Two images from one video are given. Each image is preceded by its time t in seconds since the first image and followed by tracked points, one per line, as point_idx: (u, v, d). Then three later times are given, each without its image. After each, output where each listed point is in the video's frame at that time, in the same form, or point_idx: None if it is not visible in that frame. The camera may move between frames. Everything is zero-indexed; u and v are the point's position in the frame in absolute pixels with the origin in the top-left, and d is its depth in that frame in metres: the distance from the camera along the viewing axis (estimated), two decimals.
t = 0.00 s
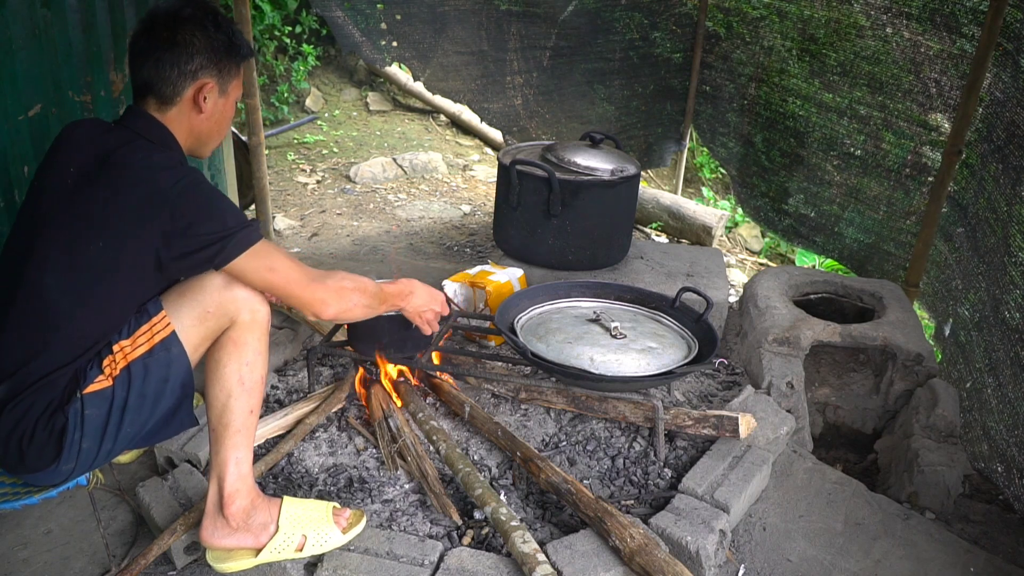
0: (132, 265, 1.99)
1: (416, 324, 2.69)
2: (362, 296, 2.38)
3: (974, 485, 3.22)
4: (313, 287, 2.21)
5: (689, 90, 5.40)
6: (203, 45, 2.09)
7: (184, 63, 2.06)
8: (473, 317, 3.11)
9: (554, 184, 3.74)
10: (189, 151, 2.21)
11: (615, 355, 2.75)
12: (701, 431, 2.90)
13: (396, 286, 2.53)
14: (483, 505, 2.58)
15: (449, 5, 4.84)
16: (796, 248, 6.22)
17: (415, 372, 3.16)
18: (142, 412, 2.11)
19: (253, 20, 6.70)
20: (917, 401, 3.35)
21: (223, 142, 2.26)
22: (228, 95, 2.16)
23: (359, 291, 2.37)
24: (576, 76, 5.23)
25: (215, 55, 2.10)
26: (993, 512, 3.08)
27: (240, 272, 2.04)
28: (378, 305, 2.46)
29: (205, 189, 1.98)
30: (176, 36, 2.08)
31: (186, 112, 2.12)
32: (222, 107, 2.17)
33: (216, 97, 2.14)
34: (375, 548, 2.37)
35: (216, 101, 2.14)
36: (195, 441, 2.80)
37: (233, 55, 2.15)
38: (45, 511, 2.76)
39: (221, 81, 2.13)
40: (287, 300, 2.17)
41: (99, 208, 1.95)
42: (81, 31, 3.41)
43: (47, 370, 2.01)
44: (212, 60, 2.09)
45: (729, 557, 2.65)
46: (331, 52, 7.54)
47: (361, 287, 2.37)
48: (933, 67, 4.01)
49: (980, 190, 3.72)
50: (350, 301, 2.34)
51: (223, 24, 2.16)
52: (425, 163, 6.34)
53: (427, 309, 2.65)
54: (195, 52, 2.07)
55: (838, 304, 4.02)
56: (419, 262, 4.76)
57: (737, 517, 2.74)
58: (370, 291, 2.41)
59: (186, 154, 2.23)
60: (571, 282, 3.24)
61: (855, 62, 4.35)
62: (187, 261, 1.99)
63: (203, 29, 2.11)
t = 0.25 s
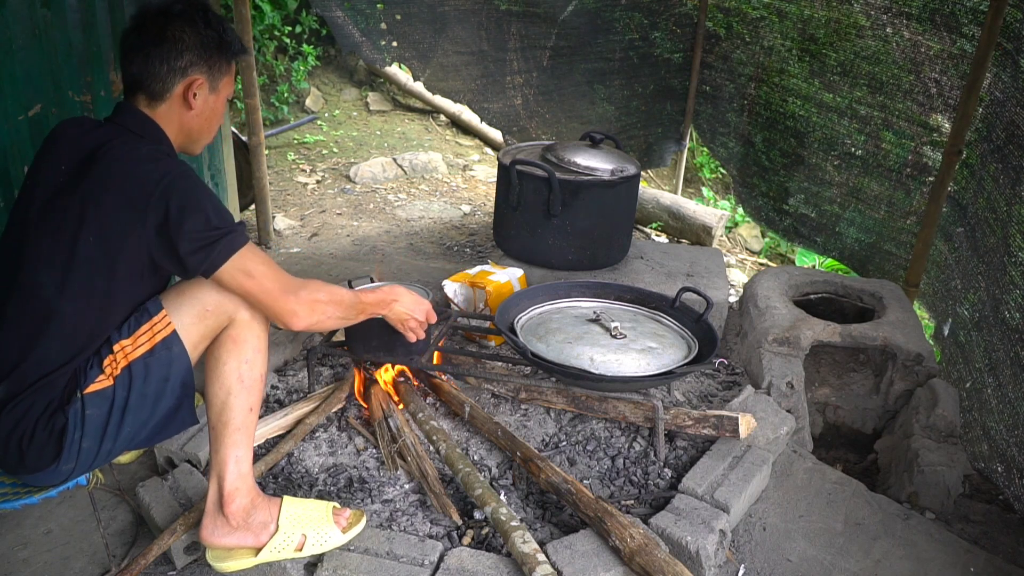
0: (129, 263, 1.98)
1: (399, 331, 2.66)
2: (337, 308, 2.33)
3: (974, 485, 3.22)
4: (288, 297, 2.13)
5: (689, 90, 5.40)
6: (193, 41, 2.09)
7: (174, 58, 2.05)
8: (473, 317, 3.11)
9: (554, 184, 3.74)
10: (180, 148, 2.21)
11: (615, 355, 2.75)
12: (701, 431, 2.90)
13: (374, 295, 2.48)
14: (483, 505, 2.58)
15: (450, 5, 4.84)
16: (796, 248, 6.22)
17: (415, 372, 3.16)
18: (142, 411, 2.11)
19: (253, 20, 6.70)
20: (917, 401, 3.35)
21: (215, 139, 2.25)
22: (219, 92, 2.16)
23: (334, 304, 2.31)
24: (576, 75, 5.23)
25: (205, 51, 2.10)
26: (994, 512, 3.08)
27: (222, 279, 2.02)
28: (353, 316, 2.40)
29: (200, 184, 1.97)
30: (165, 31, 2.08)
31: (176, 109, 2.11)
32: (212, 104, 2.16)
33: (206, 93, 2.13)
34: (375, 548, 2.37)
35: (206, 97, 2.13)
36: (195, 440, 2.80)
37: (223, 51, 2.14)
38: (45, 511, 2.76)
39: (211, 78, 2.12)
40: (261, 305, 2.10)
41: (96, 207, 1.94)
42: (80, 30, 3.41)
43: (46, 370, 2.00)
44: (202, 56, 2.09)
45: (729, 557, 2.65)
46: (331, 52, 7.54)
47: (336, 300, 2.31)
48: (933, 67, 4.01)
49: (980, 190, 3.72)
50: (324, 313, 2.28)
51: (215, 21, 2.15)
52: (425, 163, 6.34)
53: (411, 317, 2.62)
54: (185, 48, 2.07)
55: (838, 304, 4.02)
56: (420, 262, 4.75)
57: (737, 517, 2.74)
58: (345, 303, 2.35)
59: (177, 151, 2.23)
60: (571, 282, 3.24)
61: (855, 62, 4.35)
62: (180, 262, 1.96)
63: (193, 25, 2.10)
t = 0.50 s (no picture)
0: (128, 263, 1.98)
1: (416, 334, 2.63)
2: (343, 308, 2.32)
3: (974, 485, 3.22)
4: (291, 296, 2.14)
5: (689, 90, 5.40)
6: (190, 40, 2.08)
7: (170, 57, 2.05)
8: (473, 317, 3.11)
9: (554, 184, 3.74)
10: (178, 147, 2.21)
11: (615, 355, 2.75)
12: (700, 431, 2.90)
13: (388, 298, 2.47)
14: (483, 505, 2.58)
15: (450, 5, 4.84)
16: (796, 248, 6.22)
17: (415, 372, 3.16)
18: (143, 410, 2.12)
19: (253, 20, 6.70)
20: (917, 401, 3.35)
21: (213, 138, 2.25)
22: (216, 91, 2.16)
23: (340, 304, 2.31)
24: (576, 75, 5.23)
25: (202, 50, 2.10)
26: (994, 512, 3.07)
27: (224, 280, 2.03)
28: (363, 317, 2.40)
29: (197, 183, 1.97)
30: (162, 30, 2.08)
31: (173, 108, 2.11)
32: (210, 103, 2.16)
33: (204, 92, 2.13)
34: (375, 548, 2.37)
35: (203, 96, 2.13)
36: (195, 440, 2.80)
37: (219, 51, 2.14)
38: (45, 511, 2.76)
39: (208, 76, 2.12)
40: (266, 305, 2.11)
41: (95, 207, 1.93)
42: (80, 30, 3.41)
43: (47, 370, 2.00)
44: (198, 54, 2.09)
45: (729, 557, 2.65)
46: (331, 52, 7.54)
47: (341, 300, 2.30)
48: (933, 67, 4.01)
49: (980, 190, 3.72)
50: (329, 312, 2.28)
51: (213, 21, 2.15)
52: (425, 163, 6.34)
53: (428, 320, 2.59)
54: (181, 47, 2.07)
55: (838, 304, 4.02)
56: (419, 262, 4.75)
57: (737, 517, 2.74)
58: (352, 304, 2.35)
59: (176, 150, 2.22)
60: (571, 282, 3.24)
61: (855, 62, 4.35)
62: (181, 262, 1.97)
63: (189, 24, 2.10)
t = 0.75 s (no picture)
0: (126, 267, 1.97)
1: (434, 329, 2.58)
2: (359, 300, 2.34)
3: (974, 485, 3.22)
4: (306, 292, 2.18)
5: (689, 90, 5.40)
6: (190, 41, 2.08)
7: (171, 58, 2.05)
8: (473, 317, 3.11)
9: (554, 184, 3.74)
10: (179, 149, 2.20)
11: (615, 355, 2.75)
12: (700, 431, 2.90)
13: (403, 291, 2.45)
14: (483, 505, 2.58)
15: (449, 5, 4.84)
16: (796, 248, 6.22)
17: (415, 372, 3.16)
18: (142, 412, 2.11)
19: (253, 20, 6.70)
20: (917, 401, 3.35)
21: (213, 140, 2.24)
22: (217, 91, 2.16)
23: (354, 296, 2.32)
24: (576, 76, 5.23)
25: (203, 50, 2.10)
26: (993, 512, 3.07)
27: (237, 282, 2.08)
28: (382, 310, 2.41)
29: (198, 188, 1.98)
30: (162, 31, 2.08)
31: (173, 109, 2.10)
32: (210, 104, 2.15)
33: (204, 93, 2.13)
34: (375, 548, 2.37)
35: (204, 97, 2.13)
36: (195, 441, 2.80)
37: (220, 52, 2.14)
38: (45, 511, 2.76)
39: (208, 78, 2.12)
40: (282, 302, 2.16)
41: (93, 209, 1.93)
42: (80, 31, 3.41)
43: (46, 371, 2.00)
44: (199, 56, 2.09)
45: (729, 557, 2.65)
46: (331, 52, 7.54)
47: (355, 292, 2.32)
48: (933, 67, 4.01)
49: (980, 189, 3.72)
50: (345, 304, 2.30)
51: (213, 22, 2.16)
52: (425, 163, 6.34)
53: (444, 316, 2.56)
54: (181, 48, 2.07)
55: (838, 304, 4.02)
56: (419, 262, 4.75)
57: (737, 517, 2.74)
58: (368, 296, 2.36)
59: (175, 151, 2.22)
60: (571, 282, 3.24)
61: (855, 62, 4.35)
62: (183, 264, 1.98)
63: (190, 25, 2.10)
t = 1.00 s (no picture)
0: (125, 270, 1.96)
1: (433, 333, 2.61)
2: (360, 308, 2.38)
3: (974, 485, 3.22)
4: (307, 299, 2.21)
5: (689, 90, 5.40)
6: (192, 43, 2.08)
7: (174, 60, 2.05)
8: (473, 317, 3.11)
9: (554, 184, 3.74)
10: (180, 151, 2.19)
11: (615, 355, 2.75)
12: (701, 431, 2.90)
13: (404, 296, 2.48)
14: (483, 505, 2.58)
15: (449, 5, 4.84)
16: (796, 248, 6.22)
17: (414, 372, 3.16)
18: (141, 413, 2.12)
19: (253, 20, 6.70)
20: (917, 401, 3.35)
21: (215, 141, 2.24)
22: (220, 94, 2.16)
23: (355, 304, 2.37)
24: (576, 75, 5.23)
25: (206, 52, 2.10)
26: (994, 512, 3.07)
27: (237, 290, 2.08)
28: (382, 317, 2.45)
29: (197, 193, 1.98)
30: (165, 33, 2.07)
31: (176, 112, 2.10)
32: (213, 106, 2.15)
33: (207, 95, 2.12)
34: (375, 548, 2.37)
35: (207, 99, 2.13)
36: (195, 441, 2.80)
37: (223, 53, 2.14)
38: (45, 511, 2.76)
39: (211, 80, 2.12)
40: (283, 310, 2.19)
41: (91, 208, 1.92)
42: (80, 31, 3.41)
43: (44, 373, 2.00)
44: (202, 58, 2.09)
45: (729, 557, 2.65)
46: (331, 52, 7.54)
47: (356, 299, 2.36)
48: (933, 67, 4.01)
49: (980, 189, 3.72)
50: (346, 312, 2.34)
51: (215, 22, 2.15)
52: (425, 163, 6.34)
53: (443, 321, 2.60)
54: (184, 50, 2.06)
55: (838, 304, 4.03)
56: (419, 262, 4.75)
57: (737, 517, 2.74)
58: (369, 303, 2.40)
59: (176, 153, 2.21)
60: (571, 282, 3.24)
61: (855, 62, 4.35)
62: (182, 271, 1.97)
63: (192, 27, 2.10)
